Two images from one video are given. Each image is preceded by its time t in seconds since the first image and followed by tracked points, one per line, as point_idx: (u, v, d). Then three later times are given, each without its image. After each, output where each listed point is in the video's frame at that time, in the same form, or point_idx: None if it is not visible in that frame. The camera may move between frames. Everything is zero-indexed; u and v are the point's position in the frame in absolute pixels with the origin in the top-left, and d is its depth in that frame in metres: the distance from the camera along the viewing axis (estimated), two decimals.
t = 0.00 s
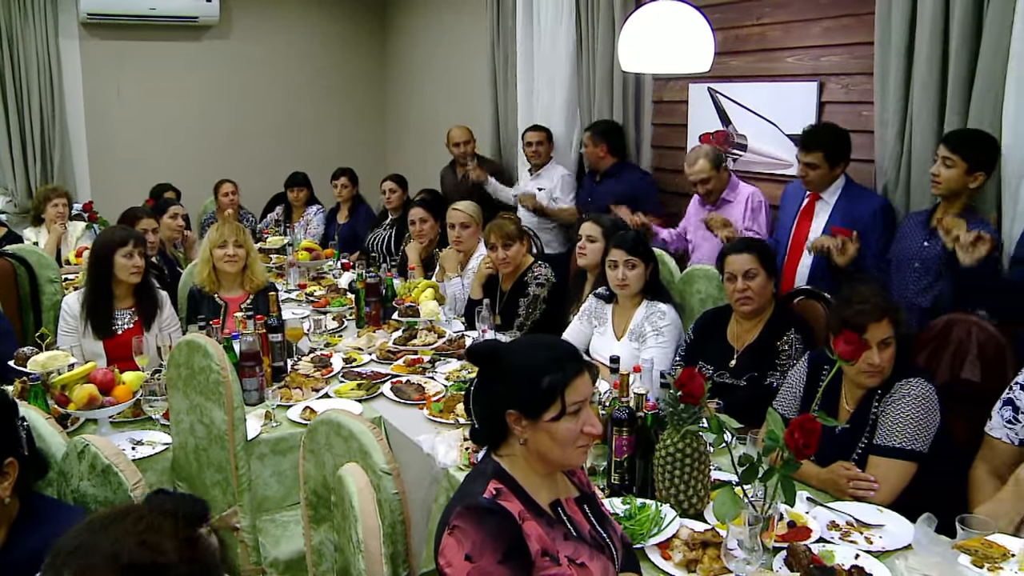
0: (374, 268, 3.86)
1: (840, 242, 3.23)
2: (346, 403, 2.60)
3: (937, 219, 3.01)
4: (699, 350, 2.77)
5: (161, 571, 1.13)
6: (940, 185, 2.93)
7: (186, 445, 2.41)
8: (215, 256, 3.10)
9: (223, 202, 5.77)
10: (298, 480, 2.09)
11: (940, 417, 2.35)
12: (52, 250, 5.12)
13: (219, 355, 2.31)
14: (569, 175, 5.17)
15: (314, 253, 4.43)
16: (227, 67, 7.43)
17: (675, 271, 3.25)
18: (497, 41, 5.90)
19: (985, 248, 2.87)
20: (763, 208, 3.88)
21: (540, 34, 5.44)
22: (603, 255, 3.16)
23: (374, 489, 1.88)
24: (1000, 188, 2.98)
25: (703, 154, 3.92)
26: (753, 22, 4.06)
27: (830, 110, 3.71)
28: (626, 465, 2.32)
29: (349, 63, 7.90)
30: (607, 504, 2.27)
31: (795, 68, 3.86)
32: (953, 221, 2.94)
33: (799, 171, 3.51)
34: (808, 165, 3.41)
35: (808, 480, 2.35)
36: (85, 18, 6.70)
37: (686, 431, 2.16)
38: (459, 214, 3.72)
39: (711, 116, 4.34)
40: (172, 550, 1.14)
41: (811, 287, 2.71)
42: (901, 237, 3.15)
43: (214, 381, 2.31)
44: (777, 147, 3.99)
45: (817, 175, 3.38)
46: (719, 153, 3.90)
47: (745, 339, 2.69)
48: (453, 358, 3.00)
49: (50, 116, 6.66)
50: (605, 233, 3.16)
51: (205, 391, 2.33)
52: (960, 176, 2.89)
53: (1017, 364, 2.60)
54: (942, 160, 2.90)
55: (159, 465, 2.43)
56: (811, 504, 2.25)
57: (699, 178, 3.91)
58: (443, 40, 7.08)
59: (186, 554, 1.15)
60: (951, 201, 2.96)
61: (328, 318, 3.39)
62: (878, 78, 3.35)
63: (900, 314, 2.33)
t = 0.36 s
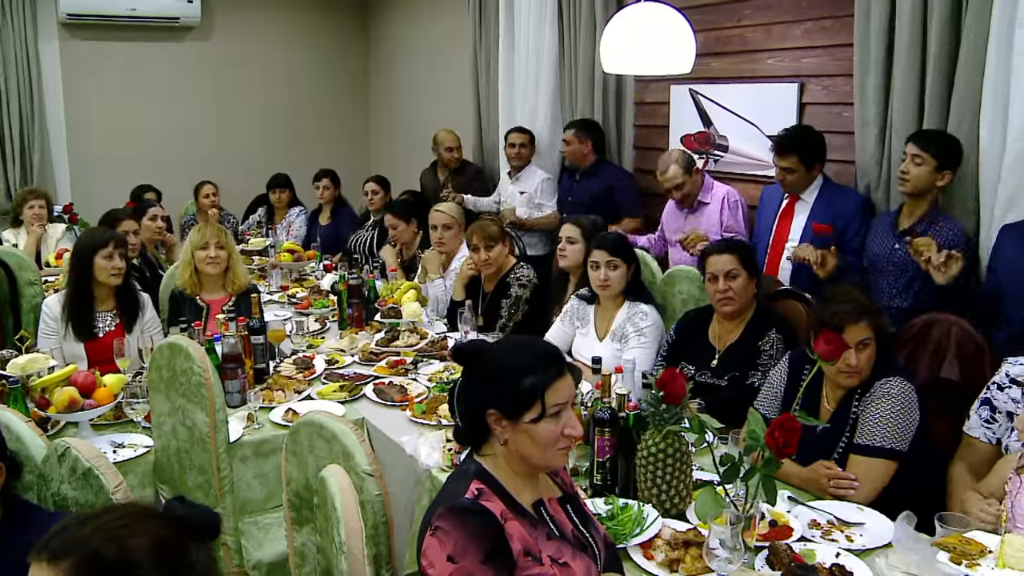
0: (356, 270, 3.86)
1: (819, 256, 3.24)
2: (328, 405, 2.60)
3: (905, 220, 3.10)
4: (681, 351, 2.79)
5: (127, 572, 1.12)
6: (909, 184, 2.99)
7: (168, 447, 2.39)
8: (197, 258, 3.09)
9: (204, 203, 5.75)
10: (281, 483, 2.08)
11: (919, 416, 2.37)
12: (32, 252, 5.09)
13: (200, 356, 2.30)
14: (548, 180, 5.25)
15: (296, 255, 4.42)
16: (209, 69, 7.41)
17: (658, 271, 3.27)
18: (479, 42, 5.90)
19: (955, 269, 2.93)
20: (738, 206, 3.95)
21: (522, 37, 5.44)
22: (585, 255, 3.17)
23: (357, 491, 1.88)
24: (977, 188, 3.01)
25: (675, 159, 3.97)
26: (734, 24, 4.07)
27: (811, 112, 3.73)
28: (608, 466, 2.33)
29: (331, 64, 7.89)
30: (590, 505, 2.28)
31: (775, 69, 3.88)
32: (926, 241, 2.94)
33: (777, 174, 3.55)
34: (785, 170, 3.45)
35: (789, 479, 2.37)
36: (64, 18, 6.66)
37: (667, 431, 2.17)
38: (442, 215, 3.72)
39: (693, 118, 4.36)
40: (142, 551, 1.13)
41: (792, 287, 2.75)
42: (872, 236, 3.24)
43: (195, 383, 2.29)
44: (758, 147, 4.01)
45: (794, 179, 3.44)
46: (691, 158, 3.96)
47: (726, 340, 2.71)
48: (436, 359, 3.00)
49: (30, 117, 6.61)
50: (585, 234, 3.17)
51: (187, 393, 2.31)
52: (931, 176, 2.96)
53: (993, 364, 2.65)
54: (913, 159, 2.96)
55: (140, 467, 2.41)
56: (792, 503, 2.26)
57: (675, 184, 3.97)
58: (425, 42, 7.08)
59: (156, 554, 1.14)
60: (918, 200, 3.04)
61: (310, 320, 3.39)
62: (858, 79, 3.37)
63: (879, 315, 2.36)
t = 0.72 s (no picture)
0: (340, 274, 3.86)
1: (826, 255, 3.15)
2: (312, 409, 2.60)
3: (899, 220, 3.07)
4: (664, 353, 2.81)
5: (102, 570, 1.12)
6: (916, 185, 2.96)
7: (150, 453, 2.39)
8: (180, 263, 3.09)
9: (187, 208, 5.73)
10: (264, 487, 2.09)
11: (900, 416, 2.39)
12: (13, 256, 5.07)
13: (183, 361, 2.30)
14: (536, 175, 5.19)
15: (280, 259, 4.43)
16: (193, 73, 7.40)
17: (641, 274, 3.29)
18: (462, 47, 5.91)
19: (987, 249, 2.73)
20: (736, 210, 3.94)
21: (506, 41, 5.46)
22: (568, 259, 3.18)
23: (339, 496, 1.88)
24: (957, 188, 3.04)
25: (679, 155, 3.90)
26: (715, 28, 4.10)
27: (792, 114, 3.76)
28: (592, 468, 2.33)
29: (314, 68, 7.89)
30: (574, 507, 2.29)
31: (757, 73, 3.91)
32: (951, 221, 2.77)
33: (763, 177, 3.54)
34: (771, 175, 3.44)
35: (772, 480, 2.38)
36: (46, 21, 6.64)
37: (650, 434, 2.19)
38: (425, 219, 3.73)
39: (675, 121, 4.38)
40: (116, 550, 1.14)
41: (774, 288, 2.72)
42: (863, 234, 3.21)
43: (178, 388, 2.29)
44: (741, 150, 4.03)
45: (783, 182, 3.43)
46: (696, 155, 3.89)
47: (709, 341, 2.72)
48: (419, 363, 3.01)
49: (10, 120, 6.58)
50: (568, 237, 3.19)
51: (169, 398, 2.31)
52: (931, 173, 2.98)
53: (974, 363, 2.71)
54: (913, 161, 2.95)
55: (123, 473, 2.41)
56: (775, 503, 2.27)
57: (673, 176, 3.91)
58: (409, 47, 7.10)
59: (131, 555, 1.14)
60: (910, 202, 3.04)
61: (294, 325, 3.38)
62: (839, 82, 3.40)
63: (860, 316, 2.37)
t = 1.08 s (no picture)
0: (318, 278, 3.86)
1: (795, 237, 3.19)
2: (289, 414, 2.60)
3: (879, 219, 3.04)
4: (641, 355, 2.83)
5: None
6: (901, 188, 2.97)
7: (126, 459, 2.38)
8: (156, 268, 3.08)
9: (164, 213, 5.71)
10: (241, 492, 2.08)
11: (875, 416, 2.41)
12: None
13: (159, 366, 2.29)
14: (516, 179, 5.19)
15: (257, 264, 4.43)
16: (169, 77, 7.37)
17: (618, 277, 3.30)
18: (439, 51, 5.91)
19: (939, 225, 2.83)
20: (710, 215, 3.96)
21: (483, 45, 5.46)
22: (545, 263, 3.20)
23: (316, 499, 1.87)
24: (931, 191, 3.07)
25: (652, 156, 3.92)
26: (691, 31, 4.12)
27: (768, 117, 3.79)
28: (569, 471, 2.35)
29: (292, 72, 7.90)
30: (551, 510, 2.29)
31: (733, 76, 3.93)
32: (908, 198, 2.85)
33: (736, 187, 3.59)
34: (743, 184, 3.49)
35: (748, 481, 2.39)
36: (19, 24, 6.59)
37: (627, 436, 2.20)
38: (403, 223, 3.73)
39: (652, 123, 4.40)
40: (86, 558, 1.13)
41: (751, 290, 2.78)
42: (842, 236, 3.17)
43: (154, 394, 2.28)
44: (717, 153, 4.05)
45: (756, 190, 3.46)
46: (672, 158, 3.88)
47: (685, 343, 2.74)
48: (398, 366, 3.01)
49: None
50: (545, 241, 3.20)
51: (145, 404, 2.30)
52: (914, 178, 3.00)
53: (947, 363, 2.80)
54: (900, 165, 2.96)
55: (98, 480, 2.39)
56: (751, 504, 2.29)
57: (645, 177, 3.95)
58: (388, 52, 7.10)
59: (102, 563, 1.13)
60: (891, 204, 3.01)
61: (271, 329, 3.38)
62: (814, 86, 3.43)
63: (834, 318, 2.39)
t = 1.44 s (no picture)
0: (297, 282, 3.85)
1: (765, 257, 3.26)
2: (268, 418, 2.59)
3: (849, 223, 3.16)
4: (621, 358, 2.84)
5: None
6: (869, 190, 3.05)
7: (105, 464, 2.37)
8: (135, 271, 3.07)
9: (142, 217, 5.68)
10: (220, 497, 2.07)
11: (852, 416, 2.44)
12: None
13: (137, 371, 2.28)
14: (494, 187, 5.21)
15: (236, 268, 4.43)
16: (147, 82, 7.35)
17: (597, 279, 3.31)
18: (419, 53, 5.90)
19: (900, 257, 2.86)
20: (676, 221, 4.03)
21: (463, 48, 5.46)
22: (525, 266, 3.21)
23: (295, 503, 1.86)
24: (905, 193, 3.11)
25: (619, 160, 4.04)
26: (670, 35, 4.14)
27: (746, 120, 3.81)
28: (549, 473, 2.35)
29: (272, 76, 7.92)
30: (531, 512, 2.30)
31: (712, 79, 3.95)
32: (871, 228, 2.93)
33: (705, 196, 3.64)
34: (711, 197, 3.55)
35: (727, 482, 2.40)
36: None
37: (607, 437, 2.20)
38: (383, 226, 3.73)
39: (631, 126, 4.42)
40: (63, 566, 1.12)
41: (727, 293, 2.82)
42: (816, 240, 3.28)
43: (132, 398, 2.27)
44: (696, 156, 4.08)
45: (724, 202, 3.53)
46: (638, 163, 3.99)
47: (665, 346, 2.76)
48: (378, 370, 3.01)
49: None
50: (525, 244, 3.21)
51: (124, 409, 2.29)
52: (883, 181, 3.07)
53: (923, 365, 2.69)
54: (870, 166, 3.04)
55: (76, 486, 2.37)
56: (730, 505, 2.30)
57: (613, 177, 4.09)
58: (369, 56, 7.09)
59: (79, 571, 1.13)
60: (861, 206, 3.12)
61: (251, 333, 3.37)
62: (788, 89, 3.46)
63: (811, 319, 2.41)
